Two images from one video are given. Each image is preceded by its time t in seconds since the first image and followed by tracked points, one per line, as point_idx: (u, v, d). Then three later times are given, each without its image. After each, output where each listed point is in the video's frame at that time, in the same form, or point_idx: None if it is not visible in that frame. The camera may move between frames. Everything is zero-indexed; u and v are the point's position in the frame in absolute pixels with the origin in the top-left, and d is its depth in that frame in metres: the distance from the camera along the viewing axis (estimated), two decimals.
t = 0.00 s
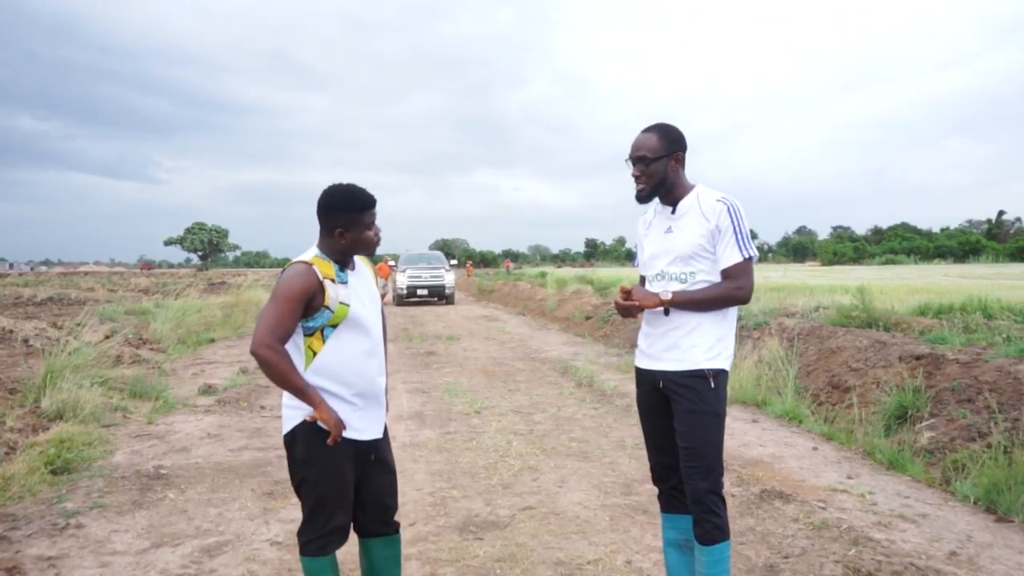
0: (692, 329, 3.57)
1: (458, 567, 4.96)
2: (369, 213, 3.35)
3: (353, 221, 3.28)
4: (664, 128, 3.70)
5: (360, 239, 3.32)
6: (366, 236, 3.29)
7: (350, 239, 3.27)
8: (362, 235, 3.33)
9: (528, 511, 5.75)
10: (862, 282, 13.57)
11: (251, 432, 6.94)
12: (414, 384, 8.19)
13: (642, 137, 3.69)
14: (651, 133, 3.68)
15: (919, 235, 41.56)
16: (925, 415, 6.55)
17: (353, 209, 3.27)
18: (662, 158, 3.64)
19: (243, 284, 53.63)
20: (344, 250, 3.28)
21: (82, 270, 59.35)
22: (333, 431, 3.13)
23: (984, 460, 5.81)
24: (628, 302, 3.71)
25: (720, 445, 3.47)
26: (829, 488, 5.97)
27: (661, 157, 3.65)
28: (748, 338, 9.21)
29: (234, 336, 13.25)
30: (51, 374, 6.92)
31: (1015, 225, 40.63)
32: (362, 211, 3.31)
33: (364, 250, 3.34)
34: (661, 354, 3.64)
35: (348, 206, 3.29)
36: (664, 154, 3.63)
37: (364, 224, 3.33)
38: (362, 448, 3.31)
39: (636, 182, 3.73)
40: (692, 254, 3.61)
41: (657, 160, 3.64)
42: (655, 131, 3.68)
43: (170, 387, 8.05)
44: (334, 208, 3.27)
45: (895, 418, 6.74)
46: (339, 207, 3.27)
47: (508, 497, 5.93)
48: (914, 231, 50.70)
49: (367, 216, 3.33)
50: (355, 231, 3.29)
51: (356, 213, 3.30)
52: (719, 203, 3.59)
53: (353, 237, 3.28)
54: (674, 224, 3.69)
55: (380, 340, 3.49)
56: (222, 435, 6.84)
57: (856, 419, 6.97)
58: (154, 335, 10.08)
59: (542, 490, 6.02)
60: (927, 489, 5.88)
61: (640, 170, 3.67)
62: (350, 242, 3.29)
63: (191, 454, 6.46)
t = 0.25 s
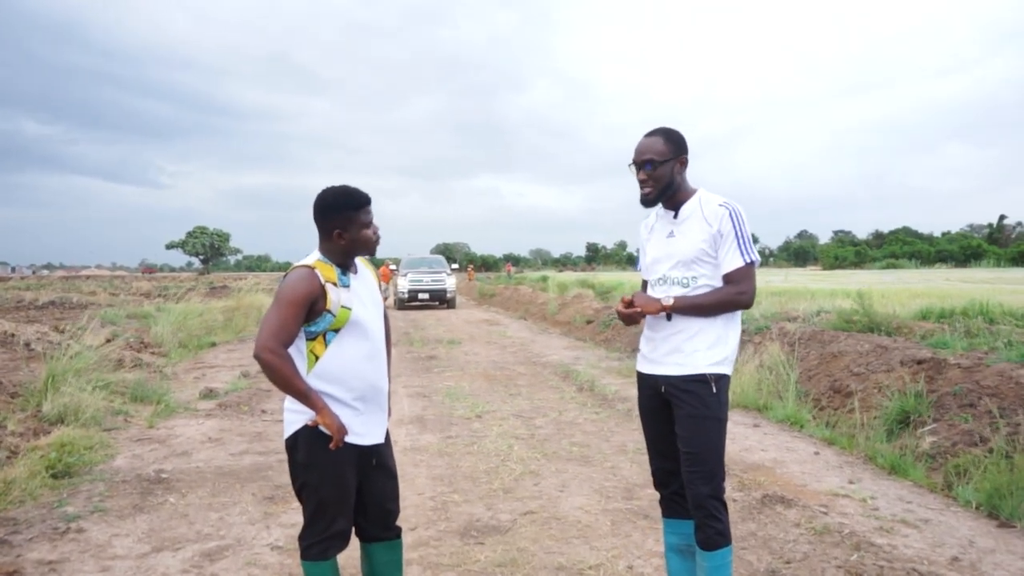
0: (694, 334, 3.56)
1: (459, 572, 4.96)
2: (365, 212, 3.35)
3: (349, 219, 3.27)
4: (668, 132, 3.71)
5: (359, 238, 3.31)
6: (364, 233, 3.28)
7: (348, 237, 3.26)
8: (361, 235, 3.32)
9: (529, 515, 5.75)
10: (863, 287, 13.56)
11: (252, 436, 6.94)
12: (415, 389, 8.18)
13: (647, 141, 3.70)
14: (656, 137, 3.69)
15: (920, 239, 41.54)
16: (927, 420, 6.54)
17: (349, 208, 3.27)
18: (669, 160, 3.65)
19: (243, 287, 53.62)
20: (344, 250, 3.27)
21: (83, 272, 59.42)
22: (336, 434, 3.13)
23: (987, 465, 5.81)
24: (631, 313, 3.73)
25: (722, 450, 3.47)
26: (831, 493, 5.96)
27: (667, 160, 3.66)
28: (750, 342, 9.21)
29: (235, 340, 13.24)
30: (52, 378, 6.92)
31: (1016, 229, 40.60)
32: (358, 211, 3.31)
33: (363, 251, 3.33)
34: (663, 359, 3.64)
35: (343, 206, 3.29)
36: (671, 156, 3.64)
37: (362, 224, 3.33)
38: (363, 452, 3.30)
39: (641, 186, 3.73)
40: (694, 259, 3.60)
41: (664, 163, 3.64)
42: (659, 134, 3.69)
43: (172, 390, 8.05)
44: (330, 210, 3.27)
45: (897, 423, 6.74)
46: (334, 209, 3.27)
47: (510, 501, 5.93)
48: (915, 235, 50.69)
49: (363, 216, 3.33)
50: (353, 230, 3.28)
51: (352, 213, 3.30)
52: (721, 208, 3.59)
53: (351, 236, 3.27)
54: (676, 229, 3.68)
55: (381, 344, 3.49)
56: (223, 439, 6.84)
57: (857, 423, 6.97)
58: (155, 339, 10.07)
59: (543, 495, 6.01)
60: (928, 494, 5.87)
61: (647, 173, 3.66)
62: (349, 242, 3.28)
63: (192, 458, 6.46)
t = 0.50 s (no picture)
0: (697, 335, 3.56)
1: (463, 573, 4.95)
2: (362, 210, 3.35)
3: (345, 216, 3.28)
4: (671, 133, 3.71)
5: (357, 234, 3.30)
6: (361, 229, 3.28)
7: (346, 233, 3.26)
8: (359, 231, 3.31)
9: (531, 517, 5.74)
10: (867, 288, 13.55)
11: (255, 438, 6.94)
12: (418, 390, 8.18)
13: (651, 142, 3.69)
14: (660, 137, 3.69)
15: (924, 240, 41.49)
16: (931, 421, 6.54)
17: (344, 204, 3.27)
18: (675, 160, 3.65)
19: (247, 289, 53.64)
20: (343, 247, 3.27)
21: (87, 274, 59.47)
22: (341, 436, 3.13)
23: (991, 467, 5.80)
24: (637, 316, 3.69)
25: (725, 451, 3.47)
26: (835, 494, 5.95)
27: (673, 160, 3.66)
28: (753, 343, 9.20)
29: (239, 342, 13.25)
30: (56, 380, 6.93)
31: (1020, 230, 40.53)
32: (354, 208, 3.31)
33: (363, 248, 3.33)
34: (665, 360, 3.64)
35: (338, 205, 3.30)
36: (677, 155, 3.64)
37: (359, 220, 3.33)
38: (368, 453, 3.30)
39: (646, 188, 3.72)
40: (698, 259, 3.60)
41: (670, 163, 3.64)
42: (663, 135, 3.69)
43: (175, 392, 8.05)
44: (327, 209, 3.28)
45: (900, 424, 6.73)
46: (329, 208, 3.28)
47: (513, 503, 5.93)
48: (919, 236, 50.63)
49: (360, 212, 3.33)
50: (350, 226, 3.28)
51: (348, 211, 3.30)
52: (724, 208, 3.59)
53: (349, 232, 3.27)
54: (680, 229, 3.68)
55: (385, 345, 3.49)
56: (226, 441, 6.85)
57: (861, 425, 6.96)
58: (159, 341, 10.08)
59: (546, 496, 6.01)
60: (932, 495, 5.86)
61: (653, 174, 3.66)
62: (347, 239, 3.28)
63: (195, 459, 6.47)
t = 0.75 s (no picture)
0: (697, 335, 3.56)
1: (462, 573, 4.95)
2: (356, 208, 3.36)
3: (339, 215, 3.28)
4: (666, 134, 3.70)
5: (353, 233, 3.30)
6: (355, 228, 3.28)
7: (340, 233, 3.27)
8: (354, 229, 3.31)
9: (531, 517, 5.74)
10: (867, 288, 13.54)
11: (255, 439, 6.94)
12: (418, 390, 8.19)
13: (646, 145, 3.69)
14: (656, 140, 3.68)
15: (926, 240, 41.48)
16: (930, 420, 6.54)
17: (338, 204, 3.27)
18: (672, 162, 3.64)
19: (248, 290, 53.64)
20: (339, 247, 3.28)
21: (88, 276, 59.49)
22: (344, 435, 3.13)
23: (990, 466, 5.79)
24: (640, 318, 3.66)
25: (725, 451, 3.46)
26: (834, 494, 5.95)
27: (669, 162, 3.65)
28: (753, 343, 9.20)
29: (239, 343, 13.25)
30: (55, 381, 6.93)
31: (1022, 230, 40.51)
32: (348, 207, 3.32)
33: (360, 247, 3.33)
34: (665, 360, 3.63)
35: (333, 204, 3.31)
36: (672, 157, 3.64)
37: (354, 219, 3.33)
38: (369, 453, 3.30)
39: (644, 190, 3.72)
40: (698, 259, 3.60)
41: (667, 166, 3.64)
42: (658, 137, 3.68)
43: (175, 393, 8.06)
44: (321, 210, 3.28)
45: (900, 424, 6.73)
46: (323, 208, 3.28)
47: (512, 503, 5.93)
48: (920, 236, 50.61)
49: (354, 211, 3.33)
50: (344, 225, 3.29)
51: (343, 210, 3.30)
52: (724, 208, 3.59)
53: (343, 231, 3.28)
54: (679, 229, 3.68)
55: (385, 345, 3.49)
56: (226, 441, 6.85)
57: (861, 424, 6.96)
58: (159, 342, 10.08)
59: (546, 496, 6.01)
60: (932, 494, 5.86)
61: (650, 177, 3.65)
62: (343, 238, 3.28)
63: (195, 460, 6.47)
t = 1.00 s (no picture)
0: (695, 335, 3.56)
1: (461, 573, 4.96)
2: (354, 208, 3.36)
3: (337, 215, 3.28)
4: (664, 135, 3.70)
5: (351, 233, 3.31)
6: (353, 228, 3.29)
7: (338, 233, 3.27)
8: (352, 229, 3.32)
9: (530, 517, 5.74)
10: (866, 289, 13.54)
11: (254, 440, 6.95)
12: (417, 391, 8.19)
13: (644, 146, 3.68)
14: (654, 141, 3.68)
15: (925, 240, 41.48)
16: (929, 421, 6.54)
17: (337, 204, 3.28)
18: (671, 163, 3.64)
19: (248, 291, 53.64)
20: (337, 247, 3.28)
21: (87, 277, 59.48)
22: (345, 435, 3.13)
23: (989, 466, 5.80)
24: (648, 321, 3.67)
25: (724, 451, 3.47)
26: (834, 494, 5.95)
27: (668, 163, 3.65)
28: (752, 343, 9.20)
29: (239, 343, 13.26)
30: (55, 381, 6.94)
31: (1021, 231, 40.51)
32: (347, 207, 3.32)
33: (358, 247, 3.34)
34: (664, 360, 3.64)
35: (331, 204, 3.31)
36: (671, 158, 3.63)
37: (352, 219, 3.33)
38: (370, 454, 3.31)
39: (644, 192, 3.72)
40: (697, 259, 3.60)
41: (666, 167, 3.64)
42: (656, 138, 3.68)
43: (174, 394, 8.06)
44: (320, 210, 3.29)
45: (899, 424, 6.74)
46: (322, 208, 3.29)
47: (512, 503, 5.93)
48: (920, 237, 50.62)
49: (353, 211, 3.33)
50: (343, 225, 3.29)
51: (341, 210, 3.31)
52: (723, 209, 3.59)
53: (342, 231, 3.28)
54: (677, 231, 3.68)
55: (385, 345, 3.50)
56: (226, 442, 6.86)
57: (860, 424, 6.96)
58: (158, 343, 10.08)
59: (545, 496, 6.02)
60: (930, 494, 5.87)
61: (650, 178, 3.65)
62: (341, 238, 3.29)
63: (194, 460, 6.48)
